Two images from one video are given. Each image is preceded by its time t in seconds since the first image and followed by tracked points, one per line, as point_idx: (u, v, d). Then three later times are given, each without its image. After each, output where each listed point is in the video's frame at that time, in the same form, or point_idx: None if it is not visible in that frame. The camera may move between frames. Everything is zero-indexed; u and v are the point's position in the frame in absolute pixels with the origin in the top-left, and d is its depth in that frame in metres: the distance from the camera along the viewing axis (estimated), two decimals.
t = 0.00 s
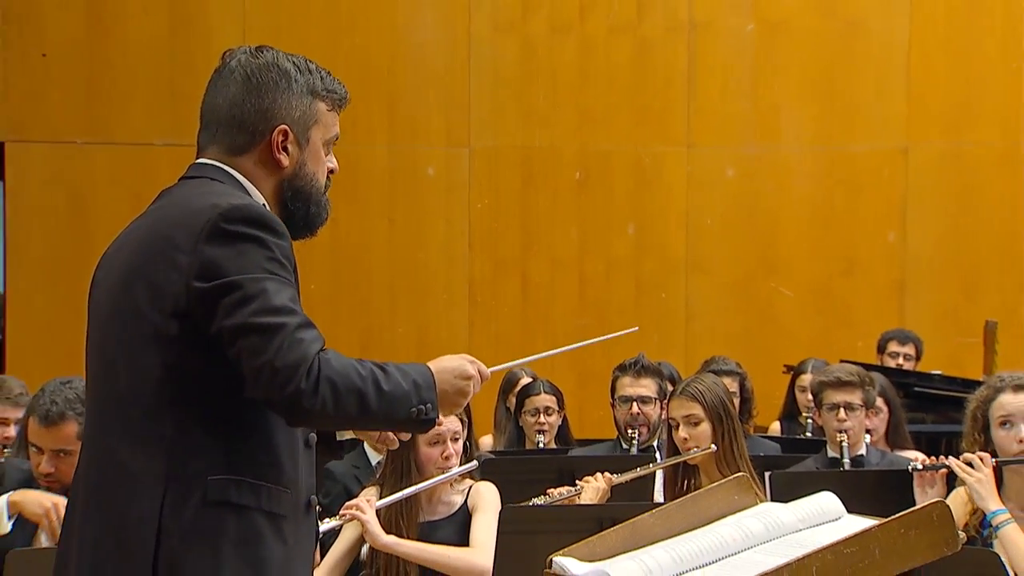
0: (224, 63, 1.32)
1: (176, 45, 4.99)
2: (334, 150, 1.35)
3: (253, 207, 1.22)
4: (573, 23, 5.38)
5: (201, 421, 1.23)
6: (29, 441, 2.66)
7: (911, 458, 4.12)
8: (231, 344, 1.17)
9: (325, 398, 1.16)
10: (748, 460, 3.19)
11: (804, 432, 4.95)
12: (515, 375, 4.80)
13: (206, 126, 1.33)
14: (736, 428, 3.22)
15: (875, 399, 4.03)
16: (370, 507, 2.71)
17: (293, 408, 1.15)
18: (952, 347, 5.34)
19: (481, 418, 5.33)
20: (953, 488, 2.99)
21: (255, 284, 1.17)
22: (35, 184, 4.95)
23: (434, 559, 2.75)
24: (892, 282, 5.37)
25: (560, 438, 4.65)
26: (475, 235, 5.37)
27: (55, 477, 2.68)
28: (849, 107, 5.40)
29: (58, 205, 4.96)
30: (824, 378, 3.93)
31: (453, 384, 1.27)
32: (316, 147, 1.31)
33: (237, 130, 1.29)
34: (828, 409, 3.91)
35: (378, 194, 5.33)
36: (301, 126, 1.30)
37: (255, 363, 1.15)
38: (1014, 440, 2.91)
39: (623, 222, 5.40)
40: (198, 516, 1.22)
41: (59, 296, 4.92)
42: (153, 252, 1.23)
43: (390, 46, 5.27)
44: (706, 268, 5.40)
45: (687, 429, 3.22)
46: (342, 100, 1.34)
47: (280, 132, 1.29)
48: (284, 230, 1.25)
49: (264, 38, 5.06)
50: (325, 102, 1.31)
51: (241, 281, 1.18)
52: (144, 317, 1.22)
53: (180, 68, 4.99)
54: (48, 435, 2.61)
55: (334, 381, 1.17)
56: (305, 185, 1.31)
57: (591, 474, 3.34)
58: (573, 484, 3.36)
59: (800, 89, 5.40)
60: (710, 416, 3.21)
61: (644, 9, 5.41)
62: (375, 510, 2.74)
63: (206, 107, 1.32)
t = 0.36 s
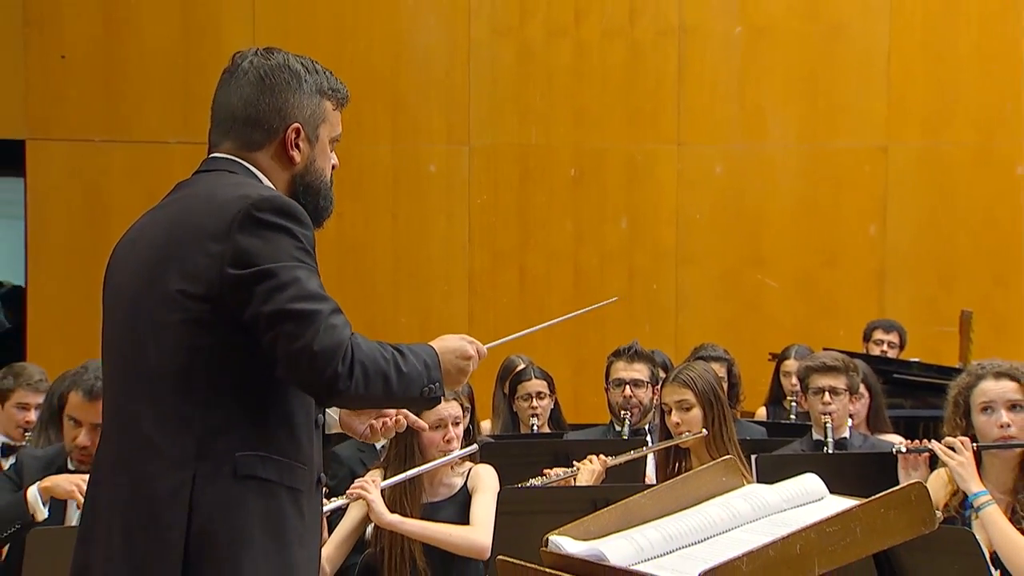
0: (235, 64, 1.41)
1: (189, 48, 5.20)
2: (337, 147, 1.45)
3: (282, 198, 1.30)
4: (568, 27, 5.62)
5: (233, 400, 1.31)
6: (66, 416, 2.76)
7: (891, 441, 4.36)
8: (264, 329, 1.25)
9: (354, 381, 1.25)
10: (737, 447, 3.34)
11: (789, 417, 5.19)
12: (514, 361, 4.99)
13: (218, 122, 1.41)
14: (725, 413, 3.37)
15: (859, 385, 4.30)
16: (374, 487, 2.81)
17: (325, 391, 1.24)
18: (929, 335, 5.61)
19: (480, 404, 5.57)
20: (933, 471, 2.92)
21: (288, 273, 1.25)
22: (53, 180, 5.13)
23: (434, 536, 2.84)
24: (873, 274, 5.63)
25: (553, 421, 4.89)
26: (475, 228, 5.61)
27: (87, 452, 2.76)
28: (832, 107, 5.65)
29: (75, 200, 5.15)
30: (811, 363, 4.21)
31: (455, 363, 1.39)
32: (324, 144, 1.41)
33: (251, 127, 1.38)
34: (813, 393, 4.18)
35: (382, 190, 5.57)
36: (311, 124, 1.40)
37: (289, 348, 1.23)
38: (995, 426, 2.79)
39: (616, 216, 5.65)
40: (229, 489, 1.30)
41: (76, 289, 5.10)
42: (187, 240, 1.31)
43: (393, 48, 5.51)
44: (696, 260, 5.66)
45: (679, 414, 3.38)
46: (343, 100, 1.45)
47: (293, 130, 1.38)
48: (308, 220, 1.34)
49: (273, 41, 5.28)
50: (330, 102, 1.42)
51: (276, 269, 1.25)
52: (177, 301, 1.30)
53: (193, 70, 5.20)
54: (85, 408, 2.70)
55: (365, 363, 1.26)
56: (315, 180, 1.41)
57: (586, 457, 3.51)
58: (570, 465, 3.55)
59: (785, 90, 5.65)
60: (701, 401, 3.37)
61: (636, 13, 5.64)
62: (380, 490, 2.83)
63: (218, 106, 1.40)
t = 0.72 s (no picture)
0: (246, 61, 1.45)
1: (198, 45, 5.44)
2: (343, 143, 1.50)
3: (298, 189, 1.34)
4: (561, 24, 5.88)
5: (250, 384, 1.34)
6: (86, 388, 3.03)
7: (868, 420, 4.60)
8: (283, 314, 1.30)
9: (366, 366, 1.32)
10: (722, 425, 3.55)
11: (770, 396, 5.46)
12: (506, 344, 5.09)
13: (227, 117, 1.45)
14: (713, 393, 3.58)
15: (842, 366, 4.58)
16: (377, 464, 2.86)
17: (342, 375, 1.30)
18: (904, 319, 5.89)
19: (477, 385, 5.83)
20: (909, 448, 3.07)
21: (306, 261, 1.31)
22: (68, 171, 5.37)
23: (437, 512, 2.95)
24: (850, 260, 5.92)
25: (542, 400, 5.14)
26: (471, 217, 5.87)
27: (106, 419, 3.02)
28: (811, 102, 5.92)
29: (89, 190, 5.38)
30: (796, 343, 4.50)
31: (430, 376, 1.44)
32: (330, 140, 1.46)
33: (261, 121, 1.42)
34: (796, 372, 4.46)
35: (383, 180, 5.83)
36: (318, 120, 1.44)
37: (308, 333, 1.29)
38: (969, 403, 2.91)
39: (607, 205, 5.91)
40: (245, 471, 1.33)
41: (90, 275, 5.34)
42: (206, 226, 1.35)
43: (393, 45, 5.76)
44: (682, 248, 5.93)
45: (669, 394, 3.60)
46: (345, 96, 1.50)
47: (301, 126, 1.43)
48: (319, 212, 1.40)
49: (279, 38, 5.53)
50: (335, 99, 1.47)
51: (295, 257, 1.30)
52: (196, 284, 1.33)
53: (202, 65, 5.45)
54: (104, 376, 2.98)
55: (374, 351, 1.34)
56: (321, 174, 1.46)
57: (578, 434, 3.73)
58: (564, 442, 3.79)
59: (767, 84, 5.91)
60: (690, 381, 3.60)
61: (625, 11, 5.90)
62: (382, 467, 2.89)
63: (228, 101, 1.45)
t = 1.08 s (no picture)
0: (253, 55, 1.48)
1: (203, 38, 5.68)
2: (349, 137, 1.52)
3: (302, 176, 1.38)
4: (551, 20, 6.13)
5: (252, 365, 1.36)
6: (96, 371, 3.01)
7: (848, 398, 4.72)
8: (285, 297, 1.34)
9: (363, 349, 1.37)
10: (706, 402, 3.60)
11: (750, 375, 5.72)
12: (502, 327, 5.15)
13: (234, 107, 1.48)
14: (697, 372, 3.58)
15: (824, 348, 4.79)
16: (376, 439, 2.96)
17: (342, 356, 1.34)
18: (879, 302, 6.17)
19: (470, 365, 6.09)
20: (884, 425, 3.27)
21: (308, 245, 1.35)
22: (78, 159, 5.58)
23: (431, 487, 3.05)
24: (828, 246, 6.19)
25: (531, 379, 5.28)
26: (465, 204, 6.12)
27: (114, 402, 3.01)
28: (791, 94, 6.18)
29: (99, 178, 5.60)
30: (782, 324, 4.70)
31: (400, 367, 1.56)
32: (333, 133, 1.48)
33: (265, 112, 1.46)
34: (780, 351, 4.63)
35: (380, 169, 6.09)
36: (320, 112, 1.47)
37: (311, 316, 1.34)
38: (939, 386, 3.07)
39: (595, 193, 6.17)
40: (245, 449, 1.35)
41: (100, 259, 5.57)
42: (212, 210, 1.38)
43: (390, 39, 6.01)
44: (667, 234, 6.19)
45: (656, 372, 3.57)
46: (355, 92, 1.52)
47: (302, 117, 1.46)
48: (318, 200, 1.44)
49: (281, 32, 5.76)
50: (341, 93, 1.49)
51: (297, 242, 1.35)
52: (201, 267, 1.36)
53: (207, 59, 5.68)
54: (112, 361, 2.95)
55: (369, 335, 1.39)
56: (322, 165, 1.48)
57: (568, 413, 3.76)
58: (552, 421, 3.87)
59: (749, 77, 6.17)
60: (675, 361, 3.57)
61: (613, 7, 6.15)
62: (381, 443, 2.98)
63: (237, 92, 1.48)
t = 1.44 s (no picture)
0: (257, 52, 1.56)
1: (207, 36, 5.91)
2: (349, 129, 1.59)
3: (294, 166, 1.44)
4: (541, 18, 6.38)
5: (247, 347, 1.42)
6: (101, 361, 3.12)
7: (825, 381, 4.98)
8: (277, 282, 1.40)
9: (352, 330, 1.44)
10: (690, 385, 3.72)
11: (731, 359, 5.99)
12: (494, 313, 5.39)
13: (239, 100, 1.56)
14: (681, 357, 3.72)
15: (805, 334, 5.01)
16: (377, 423, 3.09)
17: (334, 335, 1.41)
18: (854, 290, 6.46)
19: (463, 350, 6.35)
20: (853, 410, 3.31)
21: (299, 232, 1.42)
22: (86, 152, 5.81)
23: (430, 470, 3.14)
24: (804, 236, 6.48)
25: (521, 363, 5.53)
26: (458, 196, 6.38)
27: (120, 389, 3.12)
28: (770, 90, 6.45)
29: (106, 170, 5.83)
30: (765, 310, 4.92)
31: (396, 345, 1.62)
32: (332, 124, 1.55)
33: (267, 104, 1.54)
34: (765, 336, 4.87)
35: (377, 161, 6.33)
36: (319, 105, 1.54)
37: (303, 299, 1.40)
38: (906, 373, 3.11)
39: (583, 185, 6.44)
40: (238, 427, 1.41)
41: (107, 249, 5.79)
42: (208, 201, 1.44)
43: (386, 37, 6.25)
44: (651, 225, 6.47)
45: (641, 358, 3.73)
46: (355, 86, 1.59)
47: (299, 109, 1.53)
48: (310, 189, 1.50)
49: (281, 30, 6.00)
50: (340, 87, 1.56)
51: (289, 229, 1.41)
52: (198, 255, 1.42)
53: (211, 56, 5.91)
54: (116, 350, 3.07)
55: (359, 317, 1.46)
56: (321, 155, 1.55)
57: (561, 399, 3.88)
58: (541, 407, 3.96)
59: (730, 74, 6.44)
60: (659, 347, 3.72)
61: (600, 6, 6.40)
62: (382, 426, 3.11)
63: (241, 86, 1.56)
